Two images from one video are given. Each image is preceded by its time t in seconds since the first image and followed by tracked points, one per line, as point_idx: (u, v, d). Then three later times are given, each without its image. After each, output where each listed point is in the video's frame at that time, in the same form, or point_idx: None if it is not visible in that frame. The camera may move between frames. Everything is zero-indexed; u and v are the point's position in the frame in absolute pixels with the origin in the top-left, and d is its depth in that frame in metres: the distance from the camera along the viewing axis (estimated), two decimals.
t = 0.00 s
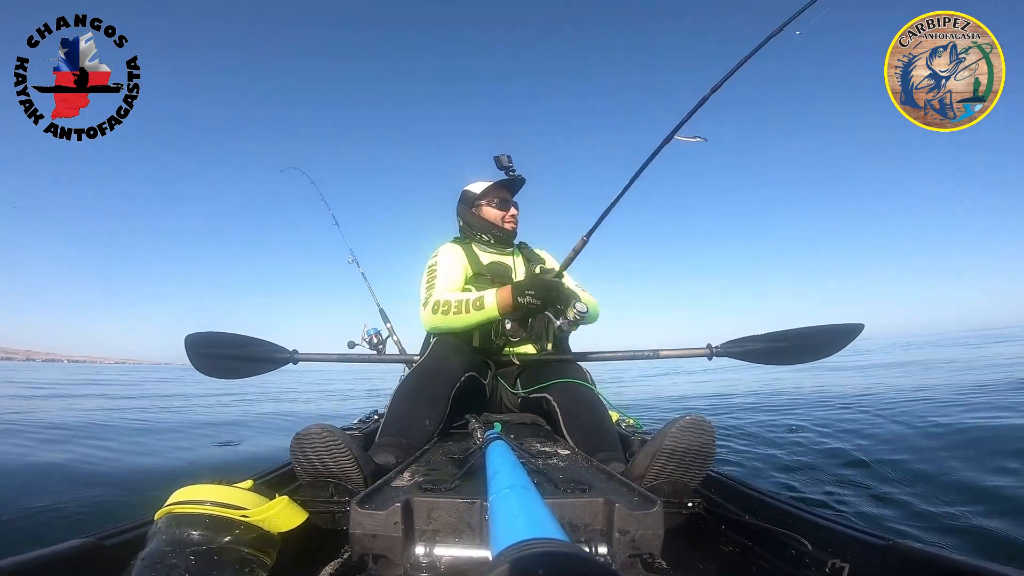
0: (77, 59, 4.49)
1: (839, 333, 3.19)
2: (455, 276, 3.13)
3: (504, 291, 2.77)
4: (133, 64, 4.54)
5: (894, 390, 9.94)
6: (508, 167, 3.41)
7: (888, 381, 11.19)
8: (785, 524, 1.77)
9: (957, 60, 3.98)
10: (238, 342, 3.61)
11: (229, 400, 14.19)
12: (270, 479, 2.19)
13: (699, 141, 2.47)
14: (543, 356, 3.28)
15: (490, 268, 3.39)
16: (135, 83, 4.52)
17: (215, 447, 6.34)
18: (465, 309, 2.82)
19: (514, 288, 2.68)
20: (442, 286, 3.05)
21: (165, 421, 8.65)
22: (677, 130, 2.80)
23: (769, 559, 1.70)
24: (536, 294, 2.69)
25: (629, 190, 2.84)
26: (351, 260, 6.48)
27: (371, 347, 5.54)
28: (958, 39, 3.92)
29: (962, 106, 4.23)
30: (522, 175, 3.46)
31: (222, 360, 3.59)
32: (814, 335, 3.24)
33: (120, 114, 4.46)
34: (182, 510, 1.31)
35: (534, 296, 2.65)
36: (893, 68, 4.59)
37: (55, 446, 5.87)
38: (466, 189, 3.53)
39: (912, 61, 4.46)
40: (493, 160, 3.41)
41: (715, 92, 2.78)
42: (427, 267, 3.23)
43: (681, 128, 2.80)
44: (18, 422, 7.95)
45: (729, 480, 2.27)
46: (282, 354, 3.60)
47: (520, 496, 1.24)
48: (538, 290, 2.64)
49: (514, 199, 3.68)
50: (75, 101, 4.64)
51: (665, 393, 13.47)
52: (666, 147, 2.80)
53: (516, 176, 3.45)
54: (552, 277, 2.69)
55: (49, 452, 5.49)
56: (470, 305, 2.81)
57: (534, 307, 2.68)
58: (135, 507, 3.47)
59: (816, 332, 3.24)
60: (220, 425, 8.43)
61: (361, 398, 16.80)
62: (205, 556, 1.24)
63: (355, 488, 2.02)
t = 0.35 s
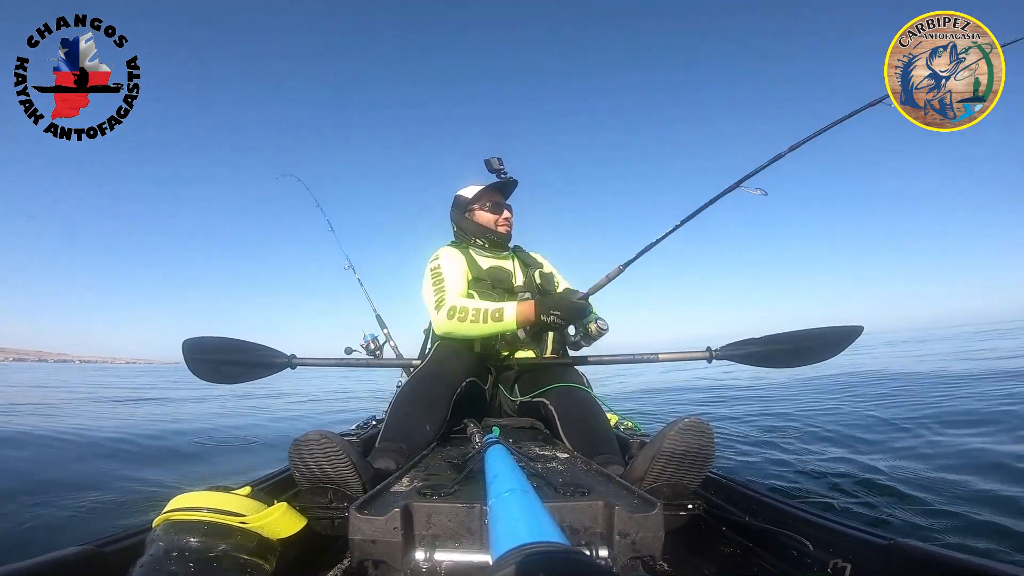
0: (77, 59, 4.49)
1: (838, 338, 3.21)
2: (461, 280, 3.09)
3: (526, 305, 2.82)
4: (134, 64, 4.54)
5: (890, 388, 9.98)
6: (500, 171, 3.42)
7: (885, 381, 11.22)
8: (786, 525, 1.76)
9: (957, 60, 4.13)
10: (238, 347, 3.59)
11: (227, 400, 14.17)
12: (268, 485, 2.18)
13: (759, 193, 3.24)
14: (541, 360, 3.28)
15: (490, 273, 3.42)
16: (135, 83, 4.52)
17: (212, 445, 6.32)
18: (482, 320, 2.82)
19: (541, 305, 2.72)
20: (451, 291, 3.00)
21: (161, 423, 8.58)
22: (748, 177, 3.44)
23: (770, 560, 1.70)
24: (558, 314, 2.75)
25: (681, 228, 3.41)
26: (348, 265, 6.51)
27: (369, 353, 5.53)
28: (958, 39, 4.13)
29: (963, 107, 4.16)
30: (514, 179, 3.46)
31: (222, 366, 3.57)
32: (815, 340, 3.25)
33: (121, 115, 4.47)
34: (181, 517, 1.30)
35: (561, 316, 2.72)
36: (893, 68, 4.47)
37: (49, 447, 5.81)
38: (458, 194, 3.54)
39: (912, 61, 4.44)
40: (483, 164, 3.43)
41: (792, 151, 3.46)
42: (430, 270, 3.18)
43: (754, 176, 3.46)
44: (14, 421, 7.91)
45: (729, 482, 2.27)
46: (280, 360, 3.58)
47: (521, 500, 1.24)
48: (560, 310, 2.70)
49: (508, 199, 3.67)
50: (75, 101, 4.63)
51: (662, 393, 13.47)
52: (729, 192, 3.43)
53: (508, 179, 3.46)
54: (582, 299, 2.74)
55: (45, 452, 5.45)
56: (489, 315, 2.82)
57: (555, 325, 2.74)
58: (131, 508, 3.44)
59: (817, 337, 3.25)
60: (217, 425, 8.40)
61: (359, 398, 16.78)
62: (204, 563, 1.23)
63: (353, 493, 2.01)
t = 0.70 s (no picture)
0: (77, 59, 4.45)
1: (834, 336, 3.22)
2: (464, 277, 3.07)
3: (541, 311, 2.84)
4: (134, 64, 4.50)
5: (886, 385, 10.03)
6: (495, 167, 3.41)
7: (881, 377, 11.28)
8: (782, 521, 1.78)
9: (957, 60, 4.08)
10: (236, 343, 3.58)
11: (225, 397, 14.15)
12: (266, 483, 2.18)
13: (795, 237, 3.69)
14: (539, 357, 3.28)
15: (489, 270, 3.40)
16: (136, 84, 4.48)
17: (210, 443, 6.32)
18: (495, 322, 2.82)
19: (556, 313, 2.78)
20: (460, 289, 2.98)
21: (158, 420, 8.55)
22: (784, 221, 3.73)
23: (768, 555, 1.71)
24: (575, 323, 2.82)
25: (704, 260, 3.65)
26: (348, 265, 5.74)
27: (366, 350, 5.51)
28: (958, 39, 4.06)
29: (963, 106, 4.18)
30: (508, 174, 3.45)
31: (220, 362, 3.57)
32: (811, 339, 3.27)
33: (120, 114, 4.42)
34: (178, 515, 1.30)
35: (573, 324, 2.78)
36: (893, 68, 4.76)
37: (47, 446, 5.79)
38: (453, 191, 3.52)
39: (912, 61, 4.58)
40: (479, 159, 3.41)
41: (832, 201, 3.69)
42: (433, 266, 3.15)
43: (791, 221, 3.74)
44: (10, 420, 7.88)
45: (726, 478, 2.28)
46: (276, 355, 3.58)
47: (518, 496, 1.25)
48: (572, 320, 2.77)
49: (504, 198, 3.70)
50: (75, 101, 4.59)
51: (659, 390, 13.51)
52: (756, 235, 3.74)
53: (504, 175, 3.45)
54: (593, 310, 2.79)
55: (42, 450, 5.45)
56: (502, 318, 2.83)
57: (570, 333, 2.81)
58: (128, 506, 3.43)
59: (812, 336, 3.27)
60: (215, 423, 8.39)
61: (356, 394, 16.81)
62: (203, 561, 1.23)
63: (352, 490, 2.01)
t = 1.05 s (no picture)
0: (77, 59, 4.46)
1: (837, 334, 3.21)
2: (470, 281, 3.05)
3: (552, 325, 2.84)
4: (134, 64, 4.50)
5: (887, 382, 10.01)
6: (492, 164, 3.41)
7: (883, 375, 11.25)
8: (787, 518, 1.77)
9: (958, 60, 3.99)
10: (240, 339, 3.61)
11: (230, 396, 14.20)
12: (271, 482, 2.18)
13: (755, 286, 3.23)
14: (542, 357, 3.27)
15: (493, 269, 3.39)
16: (135, 83, 4.49)
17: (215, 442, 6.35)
18: (505, 334, 2.83)
19: (569, 330, 2.78)
20: (466, 295, 2.96)
21: (161, 419, 8.59)
22: (817, 266, 3.51)
23: (772, 552, 1.70)
24: (585, 339, 2.80)
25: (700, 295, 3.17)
26: (348, 263, 6.19)
27: (370, 349, 5.53)
28: (958, 39, 3.97)
29: (962, 106, 4.21)
30: (506, 171, 3.43)
31: (222, 359, 3.58)
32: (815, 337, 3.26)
33: (120, 114, 4.43)
34: (184, 515, 1.30)
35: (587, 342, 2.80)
36: (893, 68, 4.79)
37: (51, 446, 5.81)
38: (451, 189, 3.51)
39: (912, 61, 4.59)
40: (476, 156, 3.40)
41: (869, 255, 3.41)
42: (438, 267, 3.13)
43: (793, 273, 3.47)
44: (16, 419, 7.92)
45: (731, 476, 2.27)
46: (277, 353, 3.58)
47: (522, 494, 1.25)
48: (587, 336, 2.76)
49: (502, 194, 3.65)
50: (75, 101, 4.60)
51: (663, 387, 13.52)
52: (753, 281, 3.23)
53: (501, 172, 3.45)
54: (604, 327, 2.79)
55: (48, 450, 5.48)
56: (513, 331, 2.83)
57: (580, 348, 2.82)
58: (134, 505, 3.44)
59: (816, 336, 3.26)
60: (220, 421, 8.43)
61: (360, 392, 16.86)
62: (210, 560, 1.24)
63: (356, 490, 2.02)
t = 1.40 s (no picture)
0: (77, 58, 4.45)
1: (842, 313, 3.23)
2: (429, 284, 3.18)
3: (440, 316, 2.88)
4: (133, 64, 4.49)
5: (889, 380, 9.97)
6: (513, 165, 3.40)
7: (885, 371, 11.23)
8: (797, 510, 1.77)
9: (958, 60, 4.10)
10: (243, 355, 3.60)
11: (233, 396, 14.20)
12: (280, 488, 2.19)
13: (575, 155, 1.92)
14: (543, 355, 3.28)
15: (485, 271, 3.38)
16: (135, 83, 4.48)
17: (220, 442, 6.36)
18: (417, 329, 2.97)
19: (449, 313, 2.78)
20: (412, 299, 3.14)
21: (167, 417, 8.62)
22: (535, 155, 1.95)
23: (782, 544, 1.70)
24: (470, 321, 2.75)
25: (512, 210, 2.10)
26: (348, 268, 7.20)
27: (372, 352, 5.54)
28: (958, 39, 4.03)
29: (962, 106, 4.40)
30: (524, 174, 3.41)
31: (226, 374, 3.58)
32: (822, 317, 3.24)
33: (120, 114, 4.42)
34: (196, 522, 1.31)
35: (467, 321, 2.72)
36: (893, 67, 4.68)
37: (57, 443, 5.84)
38: (469, 186, 3.49)
39: (912, 61, 4.53)
40: (496, 157, 3.40)
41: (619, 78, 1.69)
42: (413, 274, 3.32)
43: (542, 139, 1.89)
44: (22, 417, 7.95)
45: (738, 469, 2.27)
46: (282, 366, 3.58)
47: (530, 493, 1.25)
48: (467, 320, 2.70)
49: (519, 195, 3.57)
50: (75, 101, 4.60)
51: (666, 384, 13.51)
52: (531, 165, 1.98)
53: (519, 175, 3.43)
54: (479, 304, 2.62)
55: (55, 450, 5.49)
56: (419, 326, 2.96)
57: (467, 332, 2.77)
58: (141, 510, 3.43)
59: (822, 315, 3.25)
60: (224, 419, 8.44)
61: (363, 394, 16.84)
62: (225, 568, 1.25)
63: (364, 493, 2.02)
